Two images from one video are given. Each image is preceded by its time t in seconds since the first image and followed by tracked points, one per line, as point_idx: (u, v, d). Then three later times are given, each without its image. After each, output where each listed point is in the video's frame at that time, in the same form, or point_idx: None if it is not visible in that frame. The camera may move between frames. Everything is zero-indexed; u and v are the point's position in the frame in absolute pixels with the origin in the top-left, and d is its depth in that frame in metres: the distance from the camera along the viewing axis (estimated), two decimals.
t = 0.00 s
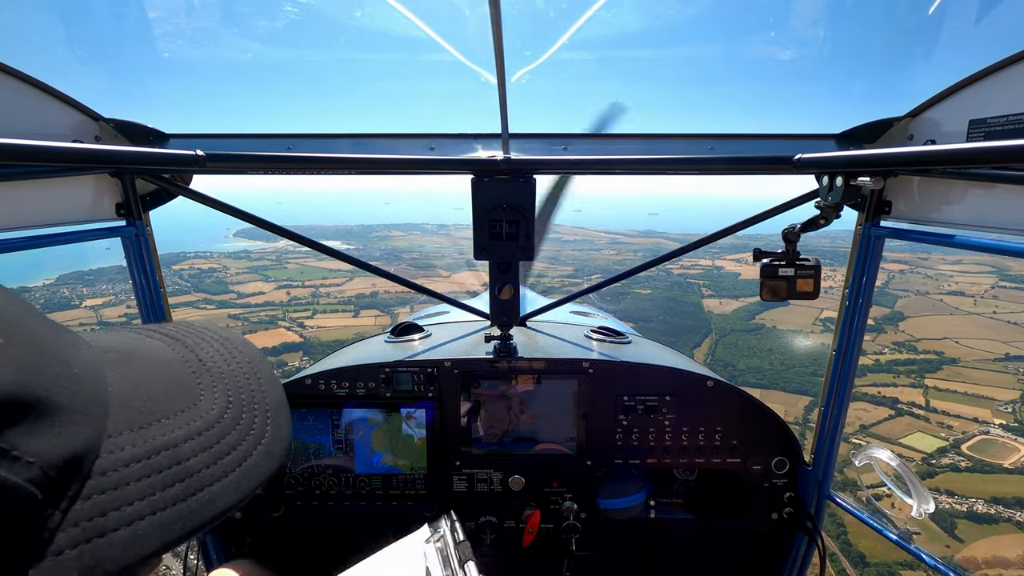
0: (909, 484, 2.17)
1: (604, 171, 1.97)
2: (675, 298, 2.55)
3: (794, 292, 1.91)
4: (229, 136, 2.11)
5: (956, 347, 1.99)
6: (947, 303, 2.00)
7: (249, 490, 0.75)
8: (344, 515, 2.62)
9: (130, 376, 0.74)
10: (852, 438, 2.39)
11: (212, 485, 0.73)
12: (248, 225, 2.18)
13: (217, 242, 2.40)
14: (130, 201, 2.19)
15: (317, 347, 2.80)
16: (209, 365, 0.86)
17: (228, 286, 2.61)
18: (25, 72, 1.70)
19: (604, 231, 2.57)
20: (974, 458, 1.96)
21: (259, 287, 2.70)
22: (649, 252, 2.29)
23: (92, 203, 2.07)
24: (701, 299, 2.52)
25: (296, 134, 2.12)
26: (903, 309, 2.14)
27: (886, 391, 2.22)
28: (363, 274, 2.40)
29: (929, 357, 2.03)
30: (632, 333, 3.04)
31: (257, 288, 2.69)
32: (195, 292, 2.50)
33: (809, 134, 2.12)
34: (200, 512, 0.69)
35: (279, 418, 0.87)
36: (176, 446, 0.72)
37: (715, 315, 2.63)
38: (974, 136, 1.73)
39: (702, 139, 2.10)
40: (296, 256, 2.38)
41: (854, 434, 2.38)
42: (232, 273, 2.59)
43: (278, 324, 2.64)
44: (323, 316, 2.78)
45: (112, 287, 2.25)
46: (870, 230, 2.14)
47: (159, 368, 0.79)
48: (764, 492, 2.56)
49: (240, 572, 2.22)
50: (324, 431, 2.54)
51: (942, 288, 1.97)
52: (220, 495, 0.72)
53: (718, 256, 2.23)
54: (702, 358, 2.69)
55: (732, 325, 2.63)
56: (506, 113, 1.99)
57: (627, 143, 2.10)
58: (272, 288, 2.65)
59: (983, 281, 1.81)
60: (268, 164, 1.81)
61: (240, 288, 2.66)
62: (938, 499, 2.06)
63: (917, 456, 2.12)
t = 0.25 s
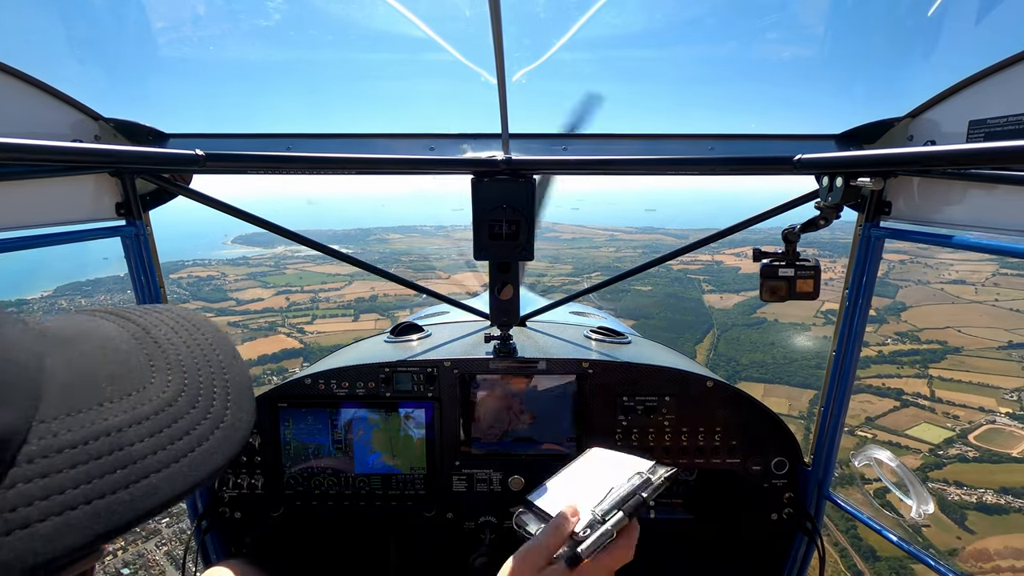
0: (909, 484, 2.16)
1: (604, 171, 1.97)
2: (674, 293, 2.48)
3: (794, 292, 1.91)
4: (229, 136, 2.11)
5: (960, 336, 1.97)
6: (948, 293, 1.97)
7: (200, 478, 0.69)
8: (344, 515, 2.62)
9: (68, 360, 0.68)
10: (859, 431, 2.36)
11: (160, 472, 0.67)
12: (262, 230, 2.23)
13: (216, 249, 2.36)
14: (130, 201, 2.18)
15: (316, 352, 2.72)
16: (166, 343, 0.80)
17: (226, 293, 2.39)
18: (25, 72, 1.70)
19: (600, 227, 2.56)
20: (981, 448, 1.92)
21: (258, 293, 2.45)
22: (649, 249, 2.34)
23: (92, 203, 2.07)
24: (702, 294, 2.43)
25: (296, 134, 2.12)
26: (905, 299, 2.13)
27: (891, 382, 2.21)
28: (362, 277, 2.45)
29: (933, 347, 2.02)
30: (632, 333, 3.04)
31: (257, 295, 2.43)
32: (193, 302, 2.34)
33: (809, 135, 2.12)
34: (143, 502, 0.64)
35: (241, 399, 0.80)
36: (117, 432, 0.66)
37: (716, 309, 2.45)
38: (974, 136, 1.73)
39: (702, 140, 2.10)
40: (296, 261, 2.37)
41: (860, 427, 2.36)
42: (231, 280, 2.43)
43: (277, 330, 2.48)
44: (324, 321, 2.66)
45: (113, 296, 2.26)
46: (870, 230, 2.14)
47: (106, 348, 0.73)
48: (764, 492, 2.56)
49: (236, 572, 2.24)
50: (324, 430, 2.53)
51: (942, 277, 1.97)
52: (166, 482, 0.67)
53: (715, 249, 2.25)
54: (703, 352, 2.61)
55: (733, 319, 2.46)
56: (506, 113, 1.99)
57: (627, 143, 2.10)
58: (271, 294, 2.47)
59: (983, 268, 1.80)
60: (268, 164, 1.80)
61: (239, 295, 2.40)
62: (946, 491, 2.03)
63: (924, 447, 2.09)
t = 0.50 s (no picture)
0: (909, 484, 2.16)
1: (604, 171, 1.97)
2: (674, 292, 2.50)
3: (794, 291, 1.91)
4: (229, 136, 2.11)
5: (961, 334, 1.97)
6: (948, 291, 1.96)
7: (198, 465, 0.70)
8: (344, 515, 2.62)
9: (62, 351, 0.68)
10: (861, 430, 2.35)
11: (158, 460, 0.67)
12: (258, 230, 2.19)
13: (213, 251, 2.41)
14: (130, 201, 2.18)
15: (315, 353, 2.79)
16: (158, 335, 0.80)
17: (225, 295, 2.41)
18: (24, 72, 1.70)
19: (599, 226, 2.49)
20: (985, 447, 1.91)
21: (257, 295, 2.52)
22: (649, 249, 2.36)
23: (92, 203, 2.06)
24: (702, 293, 2.45)
25: (296, 134, 2.12)
26: (905, 296, 2.12)
27: (893, 380, 2.21)
28: (361, 278, 2.46)
29: (934, 345, 2.03)
30: (632, 333, 3.04)
31: (254, 297, 2.51)
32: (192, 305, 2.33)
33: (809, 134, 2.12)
34: (142, 489, 0.64)
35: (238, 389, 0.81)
36: (115, 421, 0.67)
37: (716, 309, 2.49)
38: (974, 136, 1.73)
39: (702, 140, 2.10)
40: (294, 263, 2.39)
41: (862, 426, 2.35)
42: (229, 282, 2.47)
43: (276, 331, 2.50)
44: (323, 323, 2.74)
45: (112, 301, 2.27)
46: (870, 230, 2.14)
47: (100, 340, 0.73)
48: (764, 492, 2.56)
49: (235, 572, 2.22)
50: (324, 431, 2.53)
51: (943, 275, 1.96)
52: (164, 470, 0.68)
53: (716, 249, 2.22)
54: (705, 351, 2.66)
55: (734, 319, 2.49)
56: (506, 113, 1.99)
57: (627, 143, 2.10)
58: (270, 296, 2.56)
59: (983, 266, 1.78)
60: (268, 164, 1.80)
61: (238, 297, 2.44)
62: (950, 491, 2.02)
63: (927, 446, 2.08)
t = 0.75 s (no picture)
0: (909, 484, 2.18)
1: (604, 171, 1.97)
2: (673, 292, 2.52)
3: (794, 292, 1.91)
4: (229, 136, 2.11)
5: (962, 330, 1.97)
6: (948, 286, 1.95)
7: (192, 439, 0.72)
8: (345, 515, 2.63)
9: (53, 328, 0.68)
10: (864, 428, 2.34)
11: (151, 433, 0.69)
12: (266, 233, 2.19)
13: (211, 256, 2.43)
14: (130, 201, 2.18)
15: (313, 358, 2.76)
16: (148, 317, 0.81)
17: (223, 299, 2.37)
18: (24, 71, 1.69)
19: (598, 226, 2.55)
20: (990, 444, 1.90)
21: (255, 299, 2.54)
22: (645, 246, 2.34)
23: (92, 203, 2.06)
24: (702, 292, 2.47)
25: (296, 134, 2.12)
26: (905, 293, 2.13)
27: (893, 377, 2.22)
28: (359, 282, 2.47)
29: (935, 341, 2.03)
30: (631, 333, 3.04)
31: (252, 301, 2.52)
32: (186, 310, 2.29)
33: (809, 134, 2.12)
34: (135, 459, 0.66)
35: (228, 370, 0.84)
36: (109, 395, 0.67)
37: (716, 307, 2.55)
38: (974, 136, 1.73)
39: (702, 140, 2.10)
40: (292, 266, 2.42)
41: (865, 424, 2.33)
42: (227, 287, 2.43)
43: (274, 335, 2.52)
44: (322, 326, 2.70)
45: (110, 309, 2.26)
46: (870, 230, 2.14)
47: (91, 319, 0.74)
48: (764, 492, 2.56)
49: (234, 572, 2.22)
50: (324, 431, 2.53)
51: (941, 270, 1.95)
52: (158, 442, 0.69)
53: (713, 247, 2.20)
54: (705, 351, 2.70)
55: (733, 317, 2.56)
56: (506, 113, 1.99)
57: (627, 143, 2.10)
58: (267, 300, 2.57)
59: (982, 260, 1.75)
60: (268, 164, 1.80)
61: (236, 302, 2.40)
62: (955, 488, 2.03)
63: (930, 443, 2.08)
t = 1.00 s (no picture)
0: (909, 484, 2.19)
1: (604, 171, 1.97)
2: (671, 292, 2.58)
3: (794, 292, 1.91)
4: (229, 136, 2.11)
5: (960, 328, 1.99)
6: (946, 284, 1.96)
7: (195, 418, 0.73)
8: (344, 515, 2.63)
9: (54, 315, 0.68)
10: (864, 428, 2.34)
11: (155, 414, 0.69)
12: (277, 237, 2.21)
13: (207, 259, 2.51)
14: (130, 201, 2.18)
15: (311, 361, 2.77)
16: (144, 307, 0.81)
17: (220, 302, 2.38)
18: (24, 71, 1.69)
19: (596, 227, 2.65)
20: (990, 442, 1.93)
21: (252, 302, 2.58)
22: (645, 244, 2.42)
23: (92, 203, 2.06)
24: (699, 292, 2.56)
25: (296, 134, 2.12)
26: (902, 292, 2.15)
27: (893, 376, 2.22)
28: (356, 284, 2.52)
29: (935, 340, 2.06)
30: (631, 333, 3.04)
31: (249, 304, 2.55)
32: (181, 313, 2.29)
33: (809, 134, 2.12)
34: (140, 439, 0.66)
35: (226, 353, 0.84)
36: (113, 379, 0.68)
37: (716, 307, 2.67)
38: (974, 135, 1.73)
39: (702, 140, 2.10)
40: (289, 268, 2.49)
41: (865, 424, 2.34)
42: (224, 290, 2.41)
43: (270, 339, 2.61)
44: (318, 329, 2.79)
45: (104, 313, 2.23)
46: (870, 230, 2.14)
47: (88, 306, 0.73)
48: (764, 492, 2.56)
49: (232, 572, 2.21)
50: (325, 431, 2.53)
51: (938, 268, 1.96)
52: (163, 424, 0.70)
53: (711, 246, 2.18)
54: (703, 352, 2.73)
55: (733, 317, 2.69)
56: (506, 113, 1.99)
57: (627, 143, 2.10)
58: (265, 303, 2.65)
59: (980, 259, 1.76)
60: (269, 164, 1.81)
61: (234, 305, 2.41)
62: (956, 488, 2.03)
63: (932, 443, 2.09)
